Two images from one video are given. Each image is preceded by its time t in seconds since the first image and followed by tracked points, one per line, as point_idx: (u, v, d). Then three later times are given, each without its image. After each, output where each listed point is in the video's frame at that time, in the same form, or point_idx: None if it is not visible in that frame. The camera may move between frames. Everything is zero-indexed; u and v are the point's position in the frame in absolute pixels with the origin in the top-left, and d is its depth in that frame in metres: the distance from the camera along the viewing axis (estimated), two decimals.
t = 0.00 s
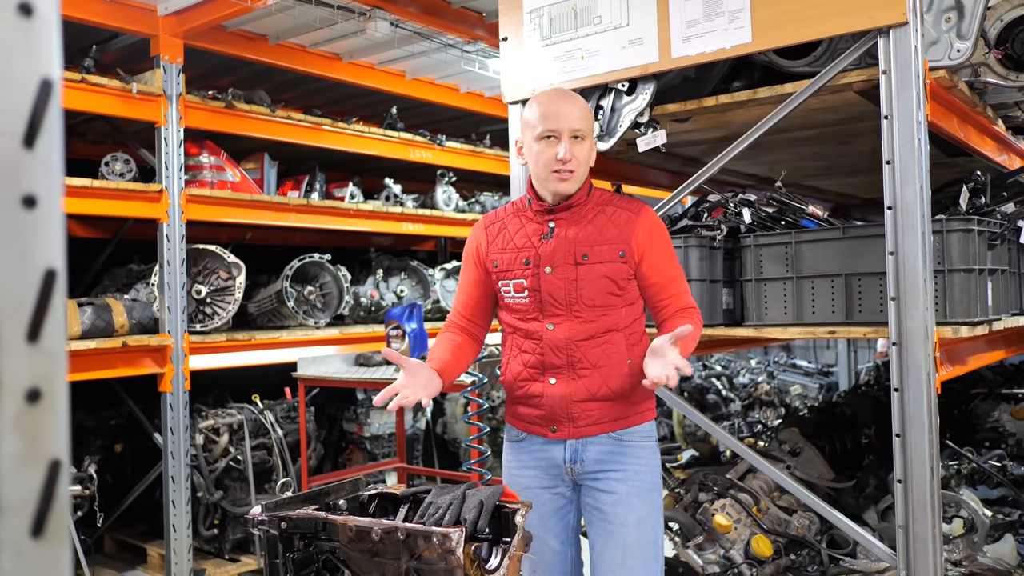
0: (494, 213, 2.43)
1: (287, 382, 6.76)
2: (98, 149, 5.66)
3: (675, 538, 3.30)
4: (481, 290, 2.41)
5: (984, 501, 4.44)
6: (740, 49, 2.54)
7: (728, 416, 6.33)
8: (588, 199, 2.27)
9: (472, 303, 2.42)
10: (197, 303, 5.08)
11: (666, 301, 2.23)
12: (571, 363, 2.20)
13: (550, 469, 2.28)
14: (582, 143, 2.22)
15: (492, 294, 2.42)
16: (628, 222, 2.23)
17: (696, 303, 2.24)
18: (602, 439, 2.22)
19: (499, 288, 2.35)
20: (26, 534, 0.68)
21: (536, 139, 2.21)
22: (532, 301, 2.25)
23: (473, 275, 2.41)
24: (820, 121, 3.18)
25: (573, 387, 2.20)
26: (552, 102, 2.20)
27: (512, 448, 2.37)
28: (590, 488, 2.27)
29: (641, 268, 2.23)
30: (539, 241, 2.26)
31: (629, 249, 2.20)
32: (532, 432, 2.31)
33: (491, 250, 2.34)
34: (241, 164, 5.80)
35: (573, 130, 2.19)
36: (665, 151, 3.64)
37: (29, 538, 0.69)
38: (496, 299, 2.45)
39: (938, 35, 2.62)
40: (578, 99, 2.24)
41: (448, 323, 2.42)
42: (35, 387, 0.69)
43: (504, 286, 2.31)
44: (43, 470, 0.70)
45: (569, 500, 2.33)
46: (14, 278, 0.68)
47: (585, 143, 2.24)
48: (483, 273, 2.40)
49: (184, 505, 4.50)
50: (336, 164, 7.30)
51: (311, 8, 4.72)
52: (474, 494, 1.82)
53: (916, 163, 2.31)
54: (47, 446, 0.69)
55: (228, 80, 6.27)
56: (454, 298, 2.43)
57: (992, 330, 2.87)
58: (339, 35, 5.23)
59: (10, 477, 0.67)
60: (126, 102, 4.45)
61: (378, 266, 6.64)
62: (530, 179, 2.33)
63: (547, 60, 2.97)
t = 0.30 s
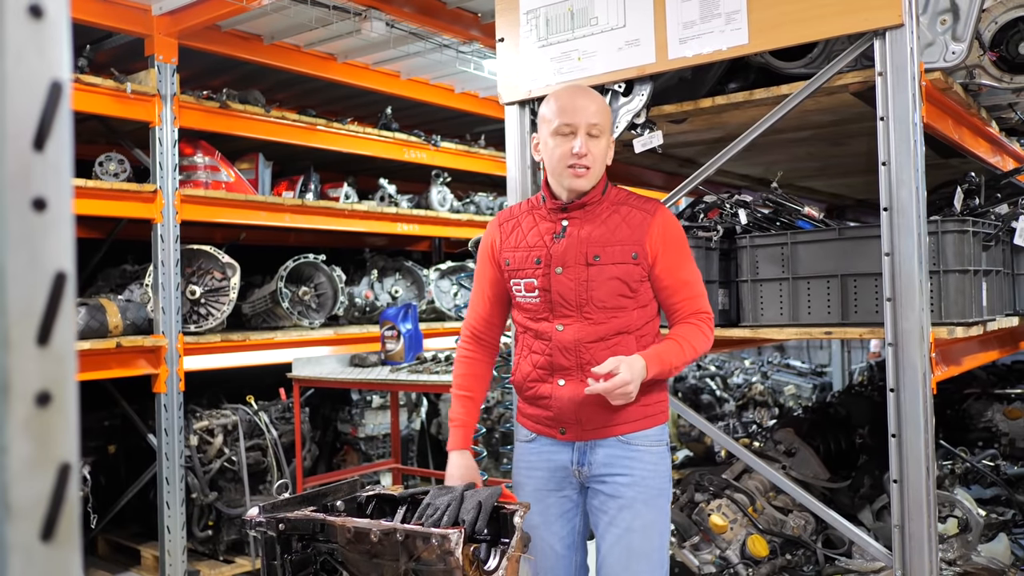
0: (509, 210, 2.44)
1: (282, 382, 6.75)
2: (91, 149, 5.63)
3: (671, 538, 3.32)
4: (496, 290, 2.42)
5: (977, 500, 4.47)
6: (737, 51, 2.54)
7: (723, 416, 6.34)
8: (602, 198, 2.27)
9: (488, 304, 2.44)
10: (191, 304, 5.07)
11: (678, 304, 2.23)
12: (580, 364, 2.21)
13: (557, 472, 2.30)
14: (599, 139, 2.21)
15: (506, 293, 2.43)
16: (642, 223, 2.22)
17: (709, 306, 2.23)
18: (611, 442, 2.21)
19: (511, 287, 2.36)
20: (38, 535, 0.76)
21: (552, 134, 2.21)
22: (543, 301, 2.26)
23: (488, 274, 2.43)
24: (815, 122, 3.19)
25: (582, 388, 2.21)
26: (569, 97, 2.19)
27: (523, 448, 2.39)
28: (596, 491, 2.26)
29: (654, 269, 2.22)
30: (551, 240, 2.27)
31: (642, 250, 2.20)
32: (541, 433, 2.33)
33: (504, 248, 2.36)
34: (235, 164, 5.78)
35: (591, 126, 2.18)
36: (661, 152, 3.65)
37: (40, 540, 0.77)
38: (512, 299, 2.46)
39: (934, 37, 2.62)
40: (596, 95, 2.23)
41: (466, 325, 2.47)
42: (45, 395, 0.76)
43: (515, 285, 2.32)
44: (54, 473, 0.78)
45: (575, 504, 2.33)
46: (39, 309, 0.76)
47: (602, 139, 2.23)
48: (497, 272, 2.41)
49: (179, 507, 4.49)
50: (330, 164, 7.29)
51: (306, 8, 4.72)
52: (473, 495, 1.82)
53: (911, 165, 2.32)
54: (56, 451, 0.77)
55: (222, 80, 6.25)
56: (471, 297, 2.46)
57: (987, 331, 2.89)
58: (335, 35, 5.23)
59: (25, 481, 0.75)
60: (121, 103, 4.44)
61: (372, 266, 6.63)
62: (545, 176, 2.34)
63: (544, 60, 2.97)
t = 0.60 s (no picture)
0: (523, 209, 2.47)
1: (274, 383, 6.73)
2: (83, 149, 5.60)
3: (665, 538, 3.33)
4: (512, 290, 2.44)
5: (969, 499, 4.50)
6: (732, 51, 2.55)
7: (715, 415, 6.34)
8: (612, 196, 2.27)
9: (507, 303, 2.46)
10: (184, 304, 5.05)
11: (691, 305, 2.20)
12: (586, 365, 2.22)
13: (563, 471, 2.31)
14: (608, 136, 2.23)
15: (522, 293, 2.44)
16: (651, 222, 2.21)
17: (724, 307, 2.20)
18: (618, 445, 2.22)
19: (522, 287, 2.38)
20: (48, 535, 0.78)
21: (561, 131, 2.24)
22: (549, 301, 2.28)
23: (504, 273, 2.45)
24: (808, 123, 3.20)
25: (587, 389, 2.22)
26: (576, 94, 2.22)
27: (531, 446, 2.41)
28: (602, 493, 2.27)
29: (664, 270, 2.21)
30: (558, 240, 2.28)
31: (650, 251, 2.19)
32: (550, 432, 2.35)
33: (515, 248, 2.39)
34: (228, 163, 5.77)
35: (598, 123, 2.20)
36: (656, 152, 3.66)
37: (49, 541, 0.79)
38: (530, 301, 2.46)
39: (928, 38, 2.64)
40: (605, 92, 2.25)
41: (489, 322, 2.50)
42: (55, 395, 0.79)
43: (525, 285, 2.35)
44: (64, 472, 0.80)
45: (579, 505, 2.34)
46: (48, 308, 0.79)
47: (611, 136, 2.25)
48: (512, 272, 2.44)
49: (171, 507, 4.47)
50: (323, 164, 7.27)
51: (300, 8, 4.70)
52: (469, 495, 1.82)
53: (905, 164, 2.33)
54: (66, 451, 0.80)
55: (214, 80, 6.23)
56: (492, 295, 2.49)
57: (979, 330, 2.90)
58: (328, 34, 5.22)
59: (35, 480, 0.77)
60: (113, 102, 4.42)
61: (365, 266, 6.61)
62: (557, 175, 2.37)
63: (538, 60, 2.97)
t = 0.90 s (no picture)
0: (535, 208, 2.49)
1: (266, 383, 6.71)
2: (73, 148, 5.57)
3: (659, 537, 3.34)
4: (522, 287, 2.47)
5: (960, 498, 4.53)
6: (725, 52, 2.56)
7: (707, 415, 6.36)
8: (621, 196, 2.27)
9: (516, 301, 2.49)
10: (175, 304, 5.03)
11: (697, 306, 2.17)
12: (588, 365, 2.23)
13: (564, 469, 2.32)
14: (609, 139, 2.21)
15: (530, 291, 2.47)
16: (658, 223, 2.20)
17: (732, 310, 2.15)
18: (617, 447, 2.22)
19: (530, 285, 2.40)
20: (51, 536, 0.79)
21: (563, 133, 2.25)
22: (554, 300, 2.30)
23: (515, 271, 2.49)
24: (801, 124, 3.22)
25: (589, 390, 2.23)
26: (576, 97, 2.21)
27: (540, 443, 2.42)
28: (602, 494, 2.27)
29: (670, 271, 2.19)
30: (565, 239, 2.30)
31: (654, 252, 2.18)
32: (553, 430, 2.36)
33: (524, 246, 2.41)
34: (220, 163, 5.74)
35: (597, 127, 2.19)
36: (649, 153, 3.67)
37: (53, 542, 0.80)
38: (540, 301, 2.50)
39: (919, 40, 2.66)
40: (608, 91, 2.22)
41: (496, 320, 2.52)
42: (59, 396, 0.80)
43: (532, 283, 2.36)
44: (67, 474, 0.81)
45: (578, 504, 2.35)
46: (52, 309, 0.80)
47: (614, 138, 2.22)
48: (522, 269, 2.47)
49: (163, 508, 4.44)
50: (315, 164, 7.26)
51: (293, 8, 4.69)
52: (464, 495, 1.82)
53: (898, 165, 2.34)
54: (70, 452, 0.81)
55: (206, 79, 6.21)
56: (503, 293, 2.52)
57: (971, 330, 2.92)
58: (321, 34, 5.21)
59: (38, 481, 0.78)
60: (104, 101, 4.40)
61: (357, 266, 6.60)
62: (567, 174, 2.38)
63: (532, 61, 2.97)
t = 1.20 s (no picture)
0: (537, 206, 2.49)
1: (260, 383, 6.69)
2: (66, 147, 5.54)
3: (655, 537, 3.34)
4: (519, 286, 2.48)
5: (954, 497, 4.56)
6: (722, 52, 2.56)
7: (702, 415, 6.37)
8: (622, 197, 2.27)
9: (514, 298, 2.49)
10: (169, 303, 5.01)
11: (694, 309, 2.15)
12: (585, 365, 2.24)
13: (559, 467, 2.32)
14: (591, 149, 2.19)
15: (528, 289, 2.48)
16: (657, 224, 2.19)
17: (729, 315, 2.12)
18: (613, 446, 2.22)
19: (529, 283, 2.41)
20: (62, 533, 0.80)
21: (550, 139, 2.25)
22: (552, 299, 2.30)
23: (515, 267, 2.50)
24: (796, 123, 3.23)
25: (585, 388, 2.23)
26: (559, 107, 2.19)
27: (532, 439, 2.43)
28: (597, 493, 2.27)
29: (668, 272, 2.18)
30: (564, 238, 2.31)
31: (652, 253, 2.18)
32: (549, 428, 2.37)
33: (525, 244, 2.42)
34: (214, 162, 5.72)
35: (577, 138, 2.17)
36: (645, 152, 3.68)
37: (64, 539, 0.80)
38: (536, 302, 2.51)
39: (916, 39, 2.67)
40: (593, 100, 2.17)
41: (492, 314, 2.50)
42: (69, 392, 0.80)
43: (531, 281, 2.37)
44: (78, 471, 0.81)
45: (573, 501, 2.35)
46: (61, 304, 0.80)
47: (598, 148, 2.19)
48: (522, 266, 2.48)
49: (157, 507, 4.42)
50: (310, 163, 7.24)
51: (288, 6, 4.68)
52: (462, 494, 1.81)
53: (895, 165, 2.35)
54: (81, 449, 0.81)
55: (200, 78, 6.18)
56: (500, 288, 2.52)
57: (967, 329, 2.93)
58: (316, 33, 5.20)
59: (47, 478, 0.78)
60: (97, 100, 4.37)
61: (352, 266, 6.59)
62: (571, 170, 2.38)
63: (528, 60, 2.97)
